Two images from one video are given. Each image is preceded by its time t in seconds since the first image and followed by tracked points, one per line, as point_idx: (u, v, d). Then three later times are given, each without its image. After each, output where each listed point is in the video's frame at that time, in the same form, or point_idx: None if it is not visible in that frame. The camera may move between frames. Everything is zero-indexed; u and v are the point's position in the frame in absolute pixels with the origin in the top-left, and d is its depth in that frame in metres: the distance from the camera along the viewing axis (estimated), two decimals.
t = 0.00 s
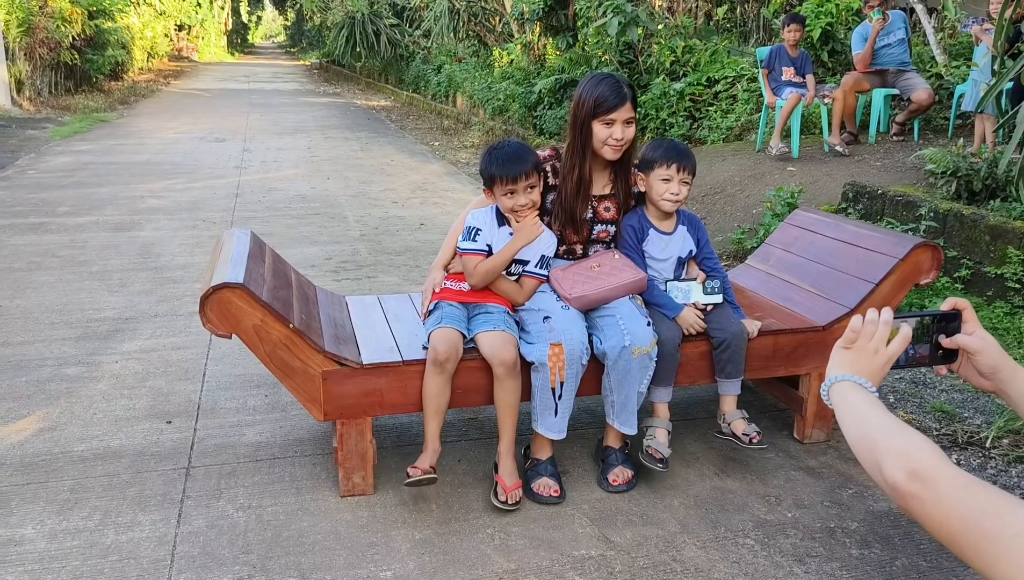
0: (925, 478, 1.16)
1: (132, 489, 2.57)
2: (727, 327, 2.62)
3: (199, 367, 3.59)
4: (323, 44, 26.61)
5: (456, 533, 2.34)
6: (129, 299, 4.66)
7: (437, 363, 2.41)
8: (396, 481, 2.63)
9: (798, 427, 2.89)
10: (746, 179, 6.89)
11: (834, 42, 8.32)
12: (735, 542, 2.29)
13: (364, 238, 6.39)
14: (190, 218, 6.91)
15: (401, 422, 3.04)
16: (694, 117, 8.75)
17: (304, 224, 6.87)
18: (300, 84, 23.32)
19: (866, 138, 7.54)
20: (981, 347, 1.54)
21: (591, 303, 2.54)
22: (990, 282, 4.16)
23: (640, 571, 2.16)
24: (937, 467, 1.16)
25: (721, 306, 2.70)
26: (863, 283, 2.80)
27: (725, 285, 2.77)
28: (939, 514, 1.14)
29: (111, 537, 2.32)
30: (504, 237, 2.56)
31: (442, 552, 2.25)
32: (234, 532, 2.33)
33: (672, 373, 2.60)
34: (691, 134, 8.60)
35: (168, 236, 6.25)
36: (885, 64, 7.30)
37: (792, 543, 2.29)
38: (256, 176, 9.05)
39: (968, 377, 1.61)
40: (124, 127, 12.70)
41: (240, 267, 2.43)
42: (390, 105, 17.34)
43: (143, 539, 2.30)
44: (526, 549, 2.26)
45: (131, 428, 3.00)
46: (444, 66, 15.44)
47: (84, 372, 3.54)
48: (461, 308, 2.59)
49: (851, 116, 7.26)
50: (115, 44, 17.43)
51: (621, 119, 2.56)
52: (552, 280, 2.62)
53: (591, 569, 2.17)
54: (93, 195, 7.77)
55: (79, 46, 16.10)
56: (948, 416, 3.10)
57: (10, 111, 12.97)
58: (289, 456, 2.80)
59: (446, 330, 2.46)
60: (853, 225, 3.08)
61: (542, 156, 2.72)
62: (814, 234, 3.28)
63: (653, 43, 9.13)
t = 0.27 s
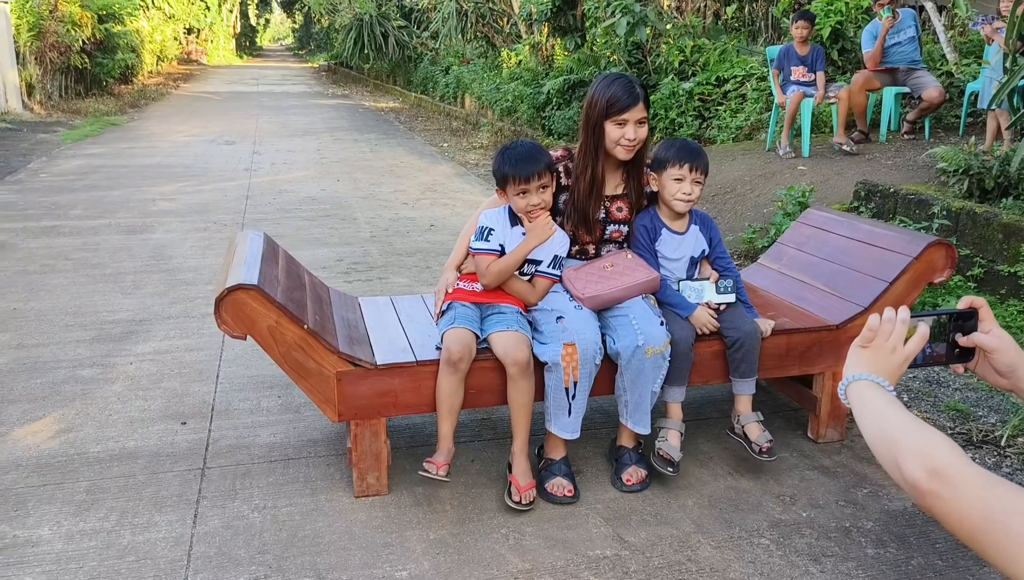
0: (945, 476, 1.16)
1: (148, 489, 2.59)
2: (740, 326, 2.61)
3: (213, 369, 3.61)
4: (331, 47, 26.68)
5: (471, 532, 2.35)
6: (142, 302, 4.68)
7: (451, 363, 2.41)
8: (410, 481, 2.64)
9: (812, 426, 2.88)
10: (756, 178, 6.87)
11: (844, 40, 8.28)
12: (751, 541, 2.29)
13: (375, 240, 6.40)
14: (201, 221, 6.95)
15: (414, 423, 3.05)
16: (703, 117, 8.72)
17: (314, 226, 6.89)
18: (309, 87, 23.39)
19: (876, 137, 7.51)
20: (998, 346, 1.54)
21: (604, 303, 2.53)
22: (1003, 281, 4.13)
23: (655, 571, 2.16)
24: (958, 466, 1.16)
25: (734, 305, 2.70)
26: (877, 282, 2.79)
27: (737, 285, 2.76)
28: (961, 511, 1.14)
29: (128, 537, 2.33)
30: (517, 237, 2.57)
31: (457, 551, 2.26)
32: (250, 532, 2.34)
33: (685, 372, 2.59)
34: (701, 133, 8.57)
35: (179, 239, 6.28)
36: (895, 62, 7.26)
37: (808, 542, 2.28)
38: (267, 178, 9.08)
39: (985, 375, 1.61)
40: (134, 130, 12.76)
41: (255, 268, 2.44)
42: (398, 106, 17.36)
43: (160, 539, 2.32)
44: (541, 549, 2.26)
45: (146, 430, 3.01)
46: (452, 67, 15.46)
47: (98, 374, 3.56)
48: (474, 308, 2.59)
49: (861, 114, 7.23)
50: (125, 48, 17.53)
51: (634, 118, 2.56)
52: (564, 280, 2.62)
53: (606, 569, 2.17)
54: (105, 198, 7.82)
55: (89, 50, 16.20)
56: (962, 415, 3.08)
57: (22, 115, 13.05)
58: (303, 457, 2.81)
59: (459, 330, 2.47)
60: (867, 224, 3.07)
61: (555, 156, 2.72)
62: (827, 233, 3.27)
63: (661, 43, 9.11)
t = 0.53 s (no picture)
0: (953, 481, 1.15)
1: (157, 491, 2.60)
2: (749, 329, 2.61)
3: (222, 371, 3.62)
4: (341, 49, 26.76)
5: (478, 535, 2.35)
6: (152, 304, 4.70)
7: (459, 366, 2.42)
8: (418, 483, 2.64)
9: (821, 430, 2.87)
10: (765, 180, 6.85)
11: (854, 41, 8.25)
12: (759, 545, 2.28)
13: (384, 242, 6.41)
14: (211, 223, 6.98)
15: (422, 425, 3.05)
16: (712, 119, 8.70)
17: (323, 228, 6.91)
18: (319, 89, 23.46)
19: (887, 138, 7.48)
20: (1009, 351, 1.54)
21: (612, 305, 2.53)
22: (1015, 283, 4.11)
23: (663, 575, 2.16)
24: (967, 471, 1.15)
25: (743, 308, 2.69)
26: (887, 284, 2.78)
27: (746, 288, 2.75)
28: (968, 517, 1.13)
29: (137, 538, 2.34)
30: (526, 239, 2.57)
31: (465, 554, 2.26)
32: (258, 534, 2.35)
33: (694, 375, 2.59)
34: (710, 135, 8.55)
35: (189, 241, 6.31)
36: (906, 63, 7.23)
37: (817, 546, 2.27)
38: (276, 181, 9.12)
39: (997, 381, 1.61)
40: (145, 133, 12.83)
41: (264, 271, 2.45)
42: (407, 109, 17.40)
43: (169, 541, 2.33)
44: (548, 552, 2.26)
45: (156, 431, 3.03)
46: (461, 69, 15.48)
47: (108, 376, 3.58)
48: (482, 311, 2.59)
49: (871, 116, 7.20)
50: (136, 51, 17.63)
51: (642, 120, 2.56)
52: (573, 282, 2.62)
53: (613, 572, 2.17)
54: (116, 201, 7.86)
55: (100, 52, 16.29)
56: (973, 419, 3.06)
57: (34, 118, 13.15)
58: (311, 459, 2.82)
59: (468, 332, 2.47)
60: (877, 226, 3.05)
61: (564, 158, 2.72)
62: (837, 235, 3.25)
63: (671, 45, 9.09)
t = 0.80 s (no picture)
0: (952, 491, 1.14)
1: (161, 495, 2.61)
2: (754, 336, 2.60)
3: (228, 375, 3.63)
4: (350, 54, 26.85)
5: (481, 541, 2.34)
6: (159, 308, 4.72)
7: (463, 372, 2.42)
8: (422, 489, 2.64)
9: (827, 438, 2.85)
10: (773, 186, 6.83)
11: (863, 48, 8.24)
12: (763, 553, 2.27)
13: (390, 247, 6.42)
14: (219, 227, 7.00)
15: (426, 430, 3.05)
16: (720, 125, 8.69)
17: (330, 232, 6.93)
18: (328, 94, 23.55)
19: (895, 145, 7.45)
20: (1015, 359, 1.54)
21: (617, 312, 2.53)
22: (1023, 291, 4.09)
23: None
24: (967, 481, 1.14)
25: (748, 315, 2.68)
26: (893, 292, 2.76)
27: (752, 295, 2.75)
28: (967, 527, 1.13)
29: (142, 542, 2.35)
30: (530, 246, 2.57)
31: (467, 560, 2.26)
32: (262, 539, 2.35)
33: (699, 383, 2.58)
34: (717, 141, 8.54)
35: (197, 245, 6.33)
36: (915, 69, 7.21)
37: (821, 555, 2.26)
38: (284, 185, 9.15)
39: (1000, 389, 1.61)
40: (154, 137, 12.91)
41: (269, 276, 2.46)
42: (416, 113, 17.44)
43: (172, 545, 2.33)
44: (551, 559, 2.26)
45: (161, 435, 3.04)
46: (470, 74, 15.51)
47: (115, 380, 3.59)
48: (487, 317, 2.59)
49: (880, 122, 7.18)
50: (146, 55, 17.73)
51: (648, 127, 2.56)
52: (577, 289, 2.62)
53: None
54: (124, 204, 7.90)
55: (111, 57, 16.39)
56: (979, 427, 3.04)
57: (45, 122, 13.23)
58: (315, 464, 2.82)
59: (472, 338, 2.47)
60: (884, 233, 3.04)
61: (569, 165, 2.72)
62: (843, 242, 3.24)
63: (679, 50, 9.08)
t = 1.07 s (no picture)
0: (941, 503, 1.14)
1: (158, 501, 2.61)
2: (752, 347, 2.60)
3: (227, 382, 3.64)
4: (355, 62, 26.95)
5: (477, 550, 2.34)
6: (160, 314, 4.73)
7: (460, 381, 2.42)
8: (419, 497, 2.64)
9: (825, 450, 2.85)
10: (774, 197, 6.84)
11: (866, 59, 8.25)
12: (759, 565, 2.26)
13: (392, 255, 6.44)
14: (222, 234, 7.03)
15: (424, 439, 3.06)
16: (724, 135, 8.66)
17: (333, 240, 6.94)
18: (332, 101, 23.62)
19: (897, 156, 7.46)
20: (1007, 373, 1.53)
21: (614, 322, 2.53)
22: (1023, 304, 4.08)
23: None
24: (955, 493, 1.14)
25: (746, 326, 2.69)
26: (891, 304, 2.76)
27: (750, 306, 2.75)
28: (955, 540, 1.13)
29: (138, 549, 2.35)
30: (528, 256, 2.57)
31: (463, 569, 2.25)
32: (258, 547, 2.36)
33: (696, 393, 2.58)
34: (720, 151, 8.56)
35: (199, 251, 6.35)
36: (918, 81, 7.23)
37: (817, 567, 2.25)
38: (287, 192, 9.18)
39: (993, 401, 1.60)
40: (159, 143, 12.97)
41: (268, 283, 2.47)
42: (420, 122, 17.50)
43: (169, 552, 2.34)
44: (547, 568, 2.25)
45: (160, 442, 3.04)
46: (474, 83, 15.57)
47: (115, 386, 3.60)
48: (485, 326, 2.60)
49: (882, 134, 7.19)
50: (152, 62, 17.82)
51: (646, 137, 2.57)
52: (575, 299, 2.63)
53: None
54: (128, 211, 7.93)
55: (116, 63, 16.47)
56: (978, 440, 3.03)
57: (50, 127, 13.29)
58: (313, 471, 2.82)
59: (470, 347, 2.48)
60: (883, 245, 3.04)
61: (568, 175, 2.73)
62: (842, 254, 3.24)
63: (682, 60, 9.05)
